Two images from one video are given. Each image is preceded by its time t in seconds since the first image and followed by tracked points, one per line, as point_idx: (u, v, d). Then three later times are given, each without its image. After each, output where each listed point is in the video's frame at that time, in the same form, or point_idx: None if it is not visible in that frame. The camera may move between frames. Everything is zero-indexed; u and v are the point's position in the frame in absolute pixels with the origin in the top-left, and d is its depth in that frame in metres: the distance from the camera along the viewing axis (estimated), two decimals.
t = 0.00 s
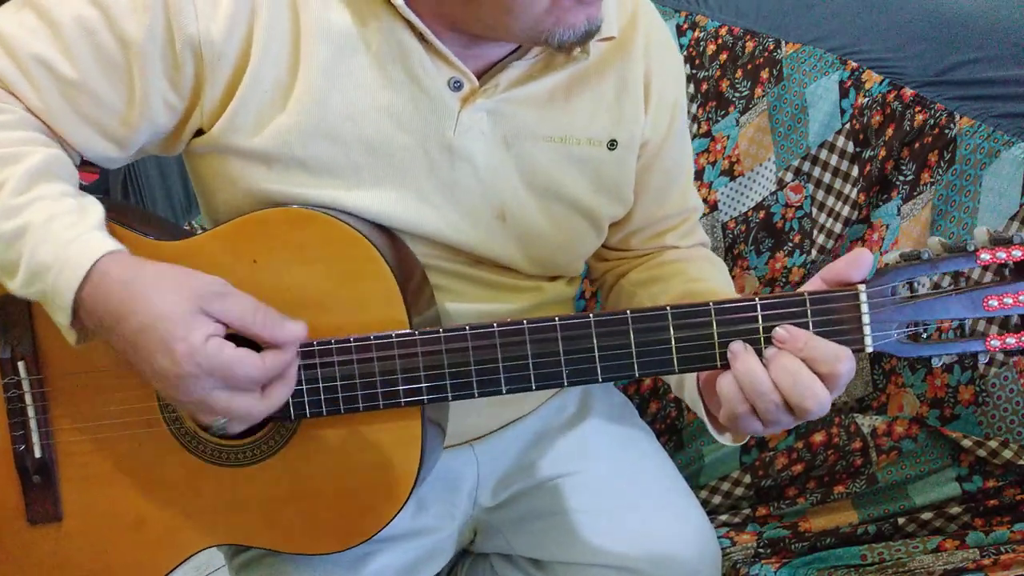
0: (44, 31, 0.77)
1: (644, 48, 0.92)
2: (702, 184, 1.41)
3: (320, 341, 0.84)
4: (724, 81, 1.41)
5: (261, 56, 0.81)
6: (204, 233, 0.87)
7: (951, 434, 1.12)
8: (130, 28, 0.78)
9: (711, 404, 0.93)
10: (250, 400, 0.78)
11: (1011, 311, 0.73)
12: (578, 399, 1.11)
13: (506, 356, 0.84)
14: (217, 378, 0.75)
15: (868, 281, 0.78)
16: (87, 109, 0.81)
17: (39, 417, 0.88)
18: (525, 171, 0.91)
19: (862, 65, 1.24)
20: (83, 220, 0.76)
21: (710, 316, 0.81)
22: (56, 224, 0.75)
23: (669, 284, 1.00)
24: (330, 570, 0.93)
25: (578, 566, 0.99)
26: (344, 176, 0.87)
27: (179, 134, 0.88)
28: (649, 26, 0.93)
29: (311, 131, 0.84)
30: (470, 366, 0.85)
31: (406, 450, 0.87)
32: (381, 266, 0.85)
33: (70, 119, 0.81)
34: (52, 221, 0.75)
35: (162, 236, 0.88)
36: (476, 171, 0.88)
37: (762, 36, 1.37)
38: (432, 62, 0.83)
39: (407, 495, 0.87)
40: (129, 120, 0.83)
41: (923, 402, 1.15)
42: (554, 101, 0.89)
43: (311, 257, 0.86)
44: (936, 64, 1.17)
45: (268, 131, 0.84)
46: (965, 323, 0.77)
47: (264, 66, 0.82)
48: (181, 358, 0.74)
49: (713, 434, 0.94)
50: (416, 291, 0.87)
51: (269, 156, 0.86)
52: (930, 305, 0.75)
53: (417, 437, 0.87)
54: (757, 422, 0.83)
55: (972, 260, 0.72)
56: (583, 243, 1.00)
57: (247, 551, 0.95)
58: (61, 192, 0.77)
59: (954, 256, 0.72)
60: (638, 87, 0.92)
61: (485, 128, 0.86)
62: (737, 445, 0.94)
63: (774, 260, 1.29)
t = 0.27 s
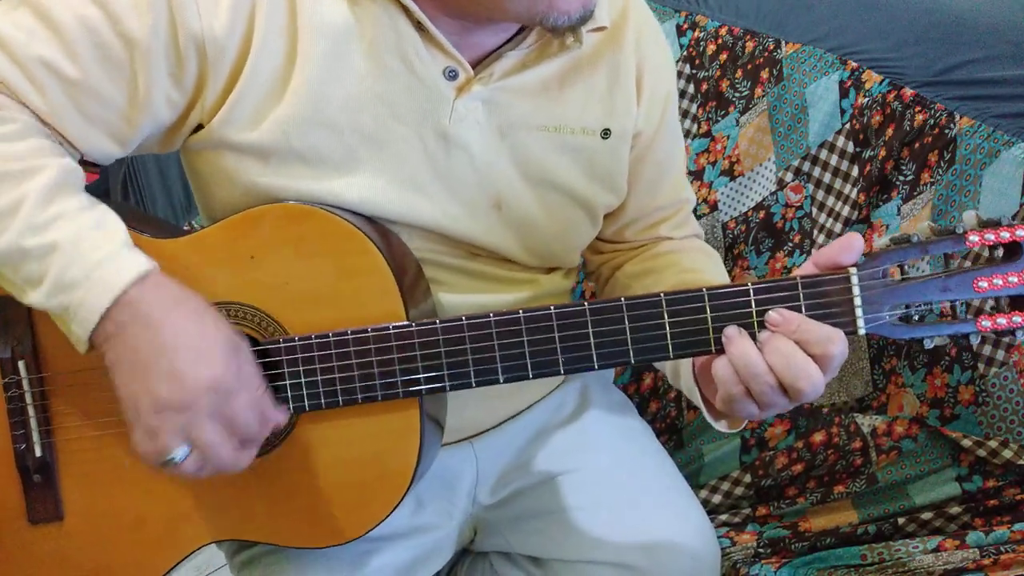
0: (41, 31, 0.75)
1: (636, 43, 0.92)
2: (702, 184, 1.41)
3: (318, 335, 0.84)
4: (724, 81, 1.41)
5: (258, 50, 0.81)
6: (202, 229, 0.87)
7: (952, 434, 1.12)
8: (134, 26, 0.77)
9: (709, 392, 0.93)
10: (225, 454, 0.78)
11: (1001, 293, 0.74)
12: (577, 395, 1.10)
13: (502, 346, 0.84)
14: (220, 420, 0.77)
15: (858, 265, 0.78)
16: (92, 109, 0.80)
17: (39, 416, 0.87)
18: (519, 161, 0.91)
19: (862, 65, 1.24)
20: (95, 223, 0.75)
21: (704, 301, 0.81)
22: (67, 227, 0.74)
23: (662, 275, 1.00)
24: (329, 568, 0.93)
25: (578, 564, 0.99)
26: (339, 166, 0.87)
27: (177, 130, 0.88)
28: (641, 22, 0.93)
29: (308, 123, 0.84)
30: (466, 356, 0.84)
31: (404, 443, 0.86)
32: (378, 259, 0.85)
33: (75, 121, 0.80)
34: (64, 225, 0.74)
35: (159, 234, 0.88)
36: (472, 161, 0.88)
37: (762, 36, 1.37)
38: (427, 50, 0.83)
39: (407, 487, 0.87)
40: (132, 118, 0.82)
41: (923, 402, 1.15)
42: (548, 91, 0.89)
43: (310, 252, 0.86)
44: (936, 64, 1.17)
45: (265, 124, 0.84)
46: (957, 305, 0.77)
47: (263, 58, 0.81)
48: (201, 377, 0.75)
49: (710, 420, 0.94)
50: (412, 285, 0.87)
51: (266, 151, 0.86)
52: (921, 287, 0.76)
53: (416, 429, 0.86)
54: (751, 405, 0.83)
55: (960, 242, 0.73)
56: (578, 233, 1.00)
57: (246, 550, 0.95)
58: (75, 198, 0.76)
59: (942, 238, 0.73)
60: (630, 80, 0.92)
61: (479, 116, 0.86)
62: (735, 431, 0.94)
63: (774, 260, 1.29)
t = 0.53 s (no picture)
0: (40, 28, 0.76)
1: (633, 34, 0.91)
2: (702, 184, 1.43)
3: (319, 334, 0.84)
4: (724, 81, 1.41)
5: (255, 46, 0.81)
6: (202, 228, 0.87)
7: (952, 434, 1.12)
8: (129, 23, 0.77)
9: (710, 391, 0.94)
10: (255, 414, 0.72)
11: (1000, 290, 0.74)
12: (576, 393, 1.11)
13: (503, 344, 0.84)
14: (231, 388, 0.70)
15: (857, 263, 0.79)
16: (89, 107, 0.80)
17: (40, 416, 0.87)
18: (517, 156, 0.91)
19: (862, 65, 1.24)
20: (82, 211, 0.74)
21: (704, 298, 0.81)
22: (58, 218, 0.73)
23: (661, 273, 1.00)
24: (329, 568, 0.92)
25: (577, 564, 0.98)
26: (337, 161, 0.87)
27: (176, 127, 0.88)
28: (636, 18, 0.92)
29: (307, 120, 0.84)
30: (467, 354, 0.84)
31: (404, 441, 0.86)
32: (378, 257, 0.85)
33: (72, 118, 0.80)
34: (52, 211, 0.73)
35: (162, 233, 0.89)
36: (471, 156, 0.88)
37: (762, 36, 1.37)
38: (423, 46, 0.83)
39: (408, 486, 0.87)
40: (130, 115, 0.82)
41: (923, 402, 1.15)
42: (543, 84, 0.89)
43: (310, 250, 0.86)
44: (936, 64, 1.17)
45: (263, 121, 0.84)
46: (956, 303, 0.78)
47: (260, 55, 0.82)
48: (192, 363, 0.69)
49: (710, 418, 0.95)
50: (412, 282, 0.87)
51: (265, 147, 0.86)
52: (920, 285, 0.76)
53: (417, 427, 0.86)
54: (751, 403, 0.83)
55: (960, 241, 0.73)
56: (576, 229, 1.00)
57: (246, 550, 0.94)
58: (63, 189, 0.76)
59: (942, 236, 0.73)
60: (626, 75, 0.91)
61: (475, 111, 0.86)
62: (736, 430, 0.95)
63: (774, 260, 1.28)
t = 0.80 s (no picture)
0: (40, 33, 0.76)
1: (641, 47, 0.92)
2: (702, 184, 1.42)
3: (320, 341, 0.84)
4: (724, 81, 1.41)
5: (260, 51, 0.81)
6: (203, 233, 0.88)
7: (952, 434, 1.12)
8: (134, 33, 0.78)
9: (712, 403, 0.93)
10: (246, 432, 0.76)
11: (1005, 306, 0.73)
12: (577, 396, 1.11)
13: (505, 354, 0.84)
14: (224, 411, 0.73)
15: (863, 277, 0.79)
16: (89, 111, 0.80)
17: (37, 418, 0.87)
18: (522, 168, 0.91)
19: (862, 65, 1.24)
20: (89, 216, 0.75)
21: (708, 311, 0.81)
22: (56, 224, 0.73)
23: (667, 282, 1.00)
24: (329, 570, 0.93)
25: (578, 566, 0.99)
26: (342, 172, 0.87)
27: (178, 133, 0.88)
28: (642, 28, 0.92)
29: (309, 130, 0.84)
30: (469, 364, 0.85)
31: (405, 449, 0.87)
32: (380, 263, 0.85)
33: (72, 125, 0.80)
34: (58, 216, 0.74)
35: (162, 237, 0.89)
36: (476, 169, 0.88)
37: (762, 36, 1.37)
38: (431, 61, 0.83)
39: (408, 494, 0.87)
40: (130, 121, 0.82)
41: (923, 402, 1.15)
42: (550, 98, 0.89)
43: (311, 256, 0.86)
44: (936, 64, 1.17)
45: (268, 130, 0.85)
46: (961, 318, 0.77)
47: (265, 61, 0.82)
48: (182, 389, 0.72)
49: (715, 432, 0.94)
50: (413, 288, 0.87)
51: (269, 156, 0.86)
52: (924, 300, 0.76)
53: (418, 436, 0.86)
54: (755, 417, 0.83)
55: (965, 256, 0.73)
56: (579, 240, 1.00)
57: (247, 552, 0.96)
58: (67, 194, 0.76)
59: (947, 250, 0.73)
60: (634, 88, 0.91)
61: (482, 125, 0.86)
62: (739, 442, 0.94)
63: (774, 260, 1.29)
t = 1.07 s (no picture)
0: (44, 28, 0.76)
1: (640, 45, 0.92)
2: (702, 184, 1.42)
3: (318, 337, 0.84)
4: (724, 81, 1.41)
5: (264, 47, 0.81)
6: (202, 229, 0.87)
7: (952, 434, 1.12)
8: (139, 25, 0.77)
9: (716, 391, 0.93)
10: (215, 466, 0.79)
11: (1006, 302, 0.73)
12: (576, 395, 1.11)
13: (501, 351, 0.84)
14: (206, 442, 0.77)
15: (863, 272, 0.77)
16: (94, 106, 0.80)
17: (38, 413, 0.87)
18: (518, 163, 0.91)
19: (862, 65, 1.24)
20: (93, 227, 0.75)
21: (705, 308, 0.81)
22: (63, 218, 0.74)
23: (663, 280, 1.00)
24: (328, 569, 0.93)
25: (577, 565, 0.99)
26: (341, 166, 0.87)
27: (181, 126, 0.88)
28: (643, 29, 0.92)
29: (310, 123, 0.84)
30: (466, 360, 0.85)
31: (402, 446, 0.86)
32: (378, 260, 0.85)
33: (76, 118, 0.80)
34: (63, 228, 0.74)
35: (163, 234, 0.89)
36: (475, 162, 0.88)
37: (762, 36, 1.37)
38: (431, 54, 0.83)
39: (404, 491, 0.87)
40: (136, 116, 0.82)
41: (923, 402, 1.15)
42: (549, 94, 0.89)
43: (310, 254, 0.86)
44: (936, 64, 1.17)
45: (268, 124, 0.84)
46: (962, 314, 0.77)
47: (266, 60, 0.82)
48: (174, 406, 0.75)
49: (714, 421, 0.95)
50: (412, 288, 0.87)
51: (268, 150, 0.86)
52: (925, 296, 0.75)
53: (415, 432, 0.86)
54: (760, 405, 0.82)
55: (966, 252, 0.72)
56: (577, 238, 1.00)
57: (246, 550, 0.95)
58: (72, 203, 0.76)
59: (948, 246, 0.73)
60: (632, 86, 0.91)
61: (481, 119, 0.86)
62: (739, 432, 0.94)
63: (774, 260, 1.29)
